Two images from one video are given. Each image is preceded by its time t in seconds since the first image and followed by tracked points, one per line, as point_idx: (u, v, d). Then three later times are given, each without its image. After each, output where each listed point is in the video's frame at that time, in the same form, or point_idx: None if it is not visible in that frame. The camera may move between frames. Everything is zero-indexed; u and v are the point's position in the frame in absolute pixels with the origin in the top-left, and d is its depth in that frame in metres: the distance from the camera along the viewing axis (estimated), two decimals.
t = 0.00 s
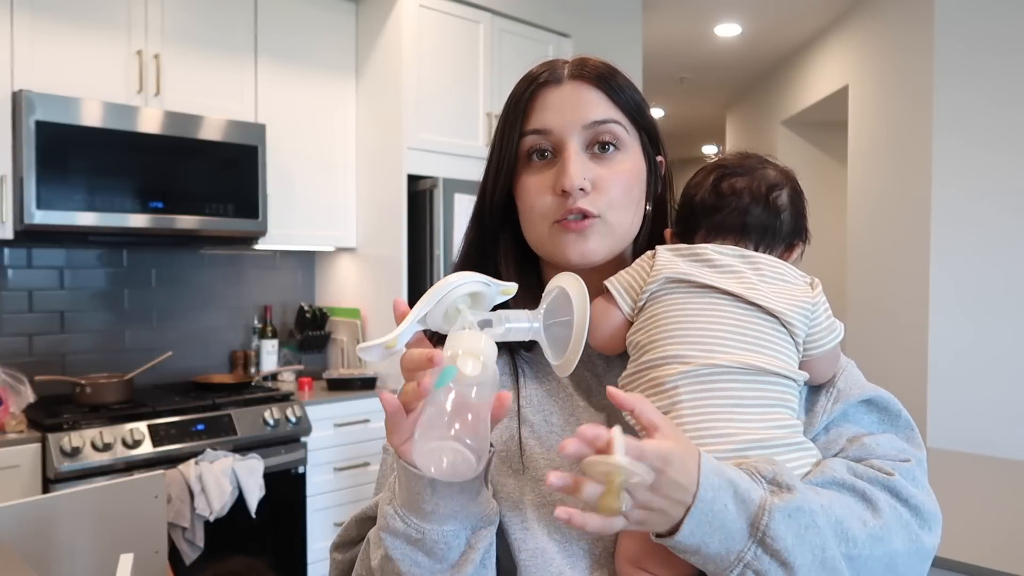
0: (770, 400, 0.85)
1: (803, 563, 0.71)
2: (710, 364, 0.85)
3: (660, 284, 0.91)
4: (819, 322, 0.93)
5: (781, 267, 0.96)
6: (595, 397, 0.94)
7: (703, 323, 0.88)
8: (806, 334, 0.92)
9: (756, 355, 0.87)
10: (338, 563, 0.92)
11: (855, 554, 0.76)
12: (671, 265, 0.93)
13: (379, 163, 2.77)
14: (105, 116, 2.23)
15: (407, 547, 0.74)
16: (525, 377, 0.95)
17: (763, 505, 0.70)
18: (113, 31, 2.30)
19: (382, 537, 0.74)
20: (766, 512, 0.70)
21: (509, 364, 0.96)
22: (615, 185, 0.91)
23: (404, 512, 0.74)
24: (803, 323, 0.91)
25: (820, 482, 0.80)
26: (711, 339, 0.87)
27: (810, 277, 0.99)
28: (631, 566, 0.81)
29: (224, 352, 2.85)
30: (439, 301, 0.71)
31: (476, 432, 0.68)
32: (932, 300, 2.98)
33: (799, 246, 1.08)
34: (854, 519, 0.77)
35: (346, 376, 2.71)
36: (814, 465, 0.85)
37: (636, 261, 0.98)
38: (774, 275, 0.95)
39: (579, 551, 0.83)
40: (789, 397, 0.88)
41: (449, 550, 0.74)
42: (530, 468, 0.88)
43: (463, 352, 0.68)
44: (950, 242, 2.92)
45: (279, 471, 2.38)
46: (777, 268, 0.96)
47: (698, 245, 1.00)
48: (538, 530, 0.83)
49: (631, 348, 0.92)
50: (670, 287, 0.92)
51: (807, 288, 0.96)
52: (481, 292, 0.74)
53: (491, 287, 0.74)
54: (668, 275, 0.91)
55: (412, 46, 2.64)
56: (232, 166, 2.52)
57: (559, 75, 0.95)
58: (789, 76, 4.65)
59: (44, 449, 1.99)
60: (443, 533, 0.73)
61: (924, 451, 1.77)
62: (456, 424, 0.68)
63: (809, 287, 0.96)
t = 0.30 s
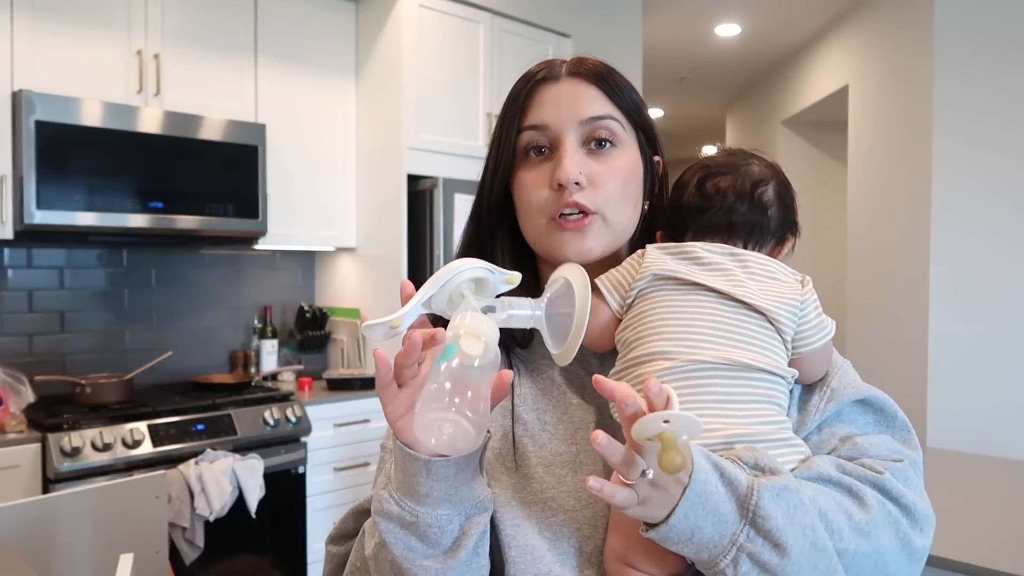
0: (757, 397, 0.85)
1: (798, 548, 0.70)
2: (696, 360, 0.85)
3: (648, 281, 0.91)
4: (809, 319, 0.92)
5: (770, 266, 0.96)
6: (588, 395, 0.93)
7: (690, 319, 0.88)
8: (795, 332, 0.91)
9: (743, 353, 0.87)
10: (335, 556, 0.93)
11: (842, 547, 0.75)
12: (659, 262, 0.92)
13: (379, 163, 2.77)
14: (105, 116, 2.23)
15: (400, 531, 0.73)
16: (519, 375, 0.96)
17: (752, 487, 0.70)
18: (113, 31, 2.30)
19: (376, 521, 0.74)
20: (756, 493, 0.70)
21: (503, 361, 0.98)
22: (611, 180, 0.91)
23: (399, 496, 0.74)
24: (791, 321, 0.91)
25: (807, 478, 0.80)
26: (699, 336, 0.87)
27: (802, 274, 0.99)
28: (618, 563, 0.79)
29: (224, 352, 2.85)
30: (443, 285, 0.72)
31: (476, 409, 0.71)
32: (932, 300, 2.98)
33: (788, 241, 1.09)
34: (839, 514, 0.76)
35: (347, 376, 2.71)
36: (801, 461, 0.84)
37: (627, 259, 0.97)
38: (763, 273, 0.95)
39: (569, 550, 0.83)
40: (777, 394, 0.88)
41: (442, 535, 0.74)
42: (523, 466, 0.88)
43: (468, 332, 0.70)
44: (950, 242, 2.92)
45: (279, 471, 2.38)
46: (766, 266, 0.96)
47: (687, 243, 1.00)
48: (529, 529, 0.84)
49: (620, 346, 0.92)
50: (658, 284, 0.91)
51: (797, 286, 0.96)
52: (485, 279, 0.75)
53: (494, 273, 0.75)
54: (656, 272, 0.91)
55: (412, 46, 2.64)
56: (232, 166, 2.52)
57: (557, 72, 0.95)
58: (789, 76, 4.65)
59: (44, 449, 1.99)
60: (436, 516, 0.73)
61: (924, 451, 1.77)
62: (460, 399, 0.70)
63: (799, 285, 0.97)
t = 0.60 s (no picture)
0: (755, 396, 0.85)
1: (794, 553, 0.71)
2: (696, 358, 0.85)
3: (649, 276, 0.92)
4: (808, 319, 0.93)
5: (771, 264, 0.96)
6: (585, 394, 0.94)
7: (691, 316, 0.89)
8: (794, 332, 0.92)
9: (743, 350, 0.87)
10: (330, 559, 0.92)
11: (839, 551, 0.75)
12: (660, 259, 0.93)
13: (379, 163, 2.77)
14: (105, 116, 2.23)
15: (388, 538, 0.74)
16: (514, 374, 0.96)
17: (752, 492, 0.70)
18: (113, 31, 2.30)
19: (364, 529, 0.74)
20: (756, 498, 0.70)
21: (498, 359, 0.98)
22: (609, 173, 0.91)
23: (386, 503, 0.74)
24: (791, 319, 0.91)
25: (805, 480, 0.80)
26: (699, 333, 0.87)
27: (800, 274, 0.99)
28: (614, 562, 0.79)
29: (224, 352, 2.85)
30: (413, 286, 0.71)
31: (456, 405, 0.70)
32: (932, 300, 2.98)
33: (786, 242, 1.09)
34: (837, 518, 0.76)
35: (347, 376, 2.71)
36: (800, 462, 0.84)
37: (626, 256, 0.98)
38: (764, 271, 0.95)
39: (565, 549, 0.83)
40: (776, 393, 0.88)
41: (430, 540, 0.74)
42: (518, 465, 0.88)
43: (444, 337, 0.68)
44: (950, 242, 2.92)
45: (279, 471, 2.38)
46: (767, 265, 0.96)
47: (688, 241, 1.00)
48: (524, 528, 0.84)
49: (619, 343, 0.92)
50: (659, 280, 0.92)
51: (797, 285, 0.96)
52: (455, 274, 0.74)
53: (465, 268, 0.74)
54: (657, 268, 0.91)
55: (412, 46, 2.64)
56: (232, 166, 2.52)
57: (555, 68, 0.96)
58: (789, 76, 4.65)
59: (44, 449, 1.99)
60: (423, 523, 0.73)
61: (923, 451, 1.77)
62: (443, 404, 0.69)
63: (799, 285, 0.97)
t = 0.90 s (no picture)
0: (754, 399, 0.85)
1: (792, 563, 0.71)
2: (695, 361, 0.85)
3: (646, 281, 0.92)
4: (807, 321, 0.93)
5: (769, 267, 0.96)
6: (584, 394, 0.95)
7: (689, 320, 0.89)
8: (793, 334, 0.92)
9: (742, 353, 0.87)
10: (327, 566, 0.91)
11: (838, 557, 0.75)
12: (657, 264, 0.93)
13: (379, 163, 2.77)
14: (105, 116, 2.23)
15: None
16: (513, 373, 0.95)
17: (750, 503, 0.71)
18: (114, 31, 2.30)
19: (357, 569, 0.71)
20: (754, 510, 0.70)
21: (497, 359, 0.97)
22: (608, 176, 0.91)
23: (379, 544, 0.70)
24: (790, 323, 0.91)
25: (804, 484, 0.79)
26: (697, 337, 0.87)
27: (800, 277, 0.99)
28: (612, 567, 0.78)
29: (224, 352, 2.85)
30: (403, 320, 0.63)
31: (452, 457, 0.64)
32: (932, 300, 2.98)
33: (785, 243, 1.08)
34: (837, 523, 0.76)
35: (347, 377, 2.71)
36: (800, 465, 0.84)
37: (625, 259, 0.98)
38: (762, 274, 0.95)
39: (564, 550, 0.84)
40: (775, 397, 0.87)
41: None
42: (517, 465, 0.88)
43: (441, 374, 0.63)
44: (950, 242, 2.92)
45: (279, 471, 2.38)
46: (765, 268, 0.96)
47: (686, 243, 1.00)
48: (522, 530, 0.84)
49: (617, 346, 0.92)
50: (656, 285, 0.92)
51: (795, 288, 0.96)
52: (450, 300, 0.67)
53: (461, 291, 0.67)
54: (654, 273, 0.92)
55: (412, 46, 2.64)
56: (232, 166, 2.52)
57: (555, 69, 0.95)
58: (789, 76, 4.66)
59: (44, 449, 1.99)
60: (419, 566, 0.69)
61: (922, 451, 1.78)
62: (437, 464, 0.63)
63: (798, 288, 0.97)
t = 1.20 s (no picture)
0: (750, 403, 0.85)
1: (783, 568, 0.72)
2: (690, 365, 0.86)
3: (645, 283, 0.92)
4: (805, 326, 0.93)
5: (768, 271, 0.96)
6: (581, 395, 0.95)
7: (686, 323, 0.89)
8: (790, 340, 0.92)
9: (738, 357, 0.87)
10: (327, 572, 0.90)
11: (834, 562, 0.76)
12: (656, 265, 0.93)
13: (379, 163, 2.77)
14: (105, 116, 2.23)
15: None
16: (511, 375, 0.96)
17: (744, 510, 0.71)
18: (114, 31, 2.30)
19: None
20: (749, 517, 0.71)
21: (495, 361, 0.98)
22: (606, 188, 0.92)
23: None
24: (788, 328, 0.91)
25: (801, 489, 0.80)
26: (694, 340, 0.87)
27: (799, 281, 0.98)
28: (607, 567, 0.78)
29: (224, 352, 2.85)
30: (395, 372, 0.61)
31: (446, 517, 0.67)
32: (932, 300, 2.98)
33: (791, 250, 1.07)
34: (832, 527, 0.77)
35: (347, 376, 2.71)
36: (795, 470, 0.84)
37: (624, 261, 0.98)
38: (761, 279, 0.95)
39: (558, 552, 0.84)
40: (772, 400, 0.87)
41: None
42: (513, 466, 0.88)
43: (427, 446, 0.64)
44: (950, 242, 2.92)
45: (279, 471, 2.38)
46: (764, 272, 0.96)
47: (688, 246, 1.00)
48: (518, 531, 0.84)
49: (615, 347, 0.93)
50: (655, 287, 0.92)
51: (795, 292, 0.95)
52: (450, 350, 0.62)
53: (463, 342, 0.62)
54: (653, 274, 0.92)
55: (412, 46, 2.64)
56: (232, 166, 2.51)
57: (551, 77, 0.95)
58: (789, 76, 4.66)
59: (44, 449, 1.99)
60: None
61: (921, 451, 1.78)
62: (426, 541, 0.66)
63: (797, 292, 0.96)
